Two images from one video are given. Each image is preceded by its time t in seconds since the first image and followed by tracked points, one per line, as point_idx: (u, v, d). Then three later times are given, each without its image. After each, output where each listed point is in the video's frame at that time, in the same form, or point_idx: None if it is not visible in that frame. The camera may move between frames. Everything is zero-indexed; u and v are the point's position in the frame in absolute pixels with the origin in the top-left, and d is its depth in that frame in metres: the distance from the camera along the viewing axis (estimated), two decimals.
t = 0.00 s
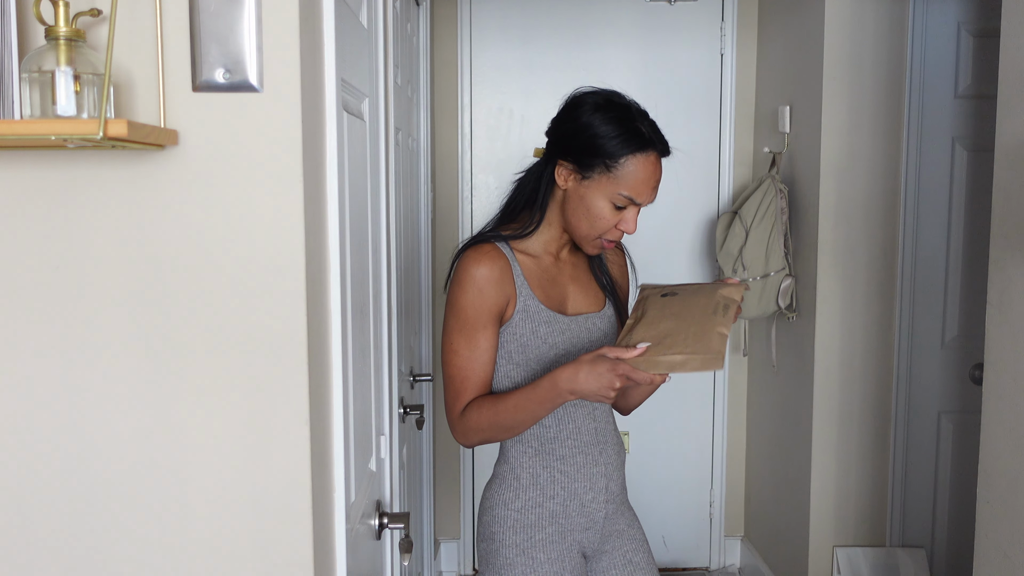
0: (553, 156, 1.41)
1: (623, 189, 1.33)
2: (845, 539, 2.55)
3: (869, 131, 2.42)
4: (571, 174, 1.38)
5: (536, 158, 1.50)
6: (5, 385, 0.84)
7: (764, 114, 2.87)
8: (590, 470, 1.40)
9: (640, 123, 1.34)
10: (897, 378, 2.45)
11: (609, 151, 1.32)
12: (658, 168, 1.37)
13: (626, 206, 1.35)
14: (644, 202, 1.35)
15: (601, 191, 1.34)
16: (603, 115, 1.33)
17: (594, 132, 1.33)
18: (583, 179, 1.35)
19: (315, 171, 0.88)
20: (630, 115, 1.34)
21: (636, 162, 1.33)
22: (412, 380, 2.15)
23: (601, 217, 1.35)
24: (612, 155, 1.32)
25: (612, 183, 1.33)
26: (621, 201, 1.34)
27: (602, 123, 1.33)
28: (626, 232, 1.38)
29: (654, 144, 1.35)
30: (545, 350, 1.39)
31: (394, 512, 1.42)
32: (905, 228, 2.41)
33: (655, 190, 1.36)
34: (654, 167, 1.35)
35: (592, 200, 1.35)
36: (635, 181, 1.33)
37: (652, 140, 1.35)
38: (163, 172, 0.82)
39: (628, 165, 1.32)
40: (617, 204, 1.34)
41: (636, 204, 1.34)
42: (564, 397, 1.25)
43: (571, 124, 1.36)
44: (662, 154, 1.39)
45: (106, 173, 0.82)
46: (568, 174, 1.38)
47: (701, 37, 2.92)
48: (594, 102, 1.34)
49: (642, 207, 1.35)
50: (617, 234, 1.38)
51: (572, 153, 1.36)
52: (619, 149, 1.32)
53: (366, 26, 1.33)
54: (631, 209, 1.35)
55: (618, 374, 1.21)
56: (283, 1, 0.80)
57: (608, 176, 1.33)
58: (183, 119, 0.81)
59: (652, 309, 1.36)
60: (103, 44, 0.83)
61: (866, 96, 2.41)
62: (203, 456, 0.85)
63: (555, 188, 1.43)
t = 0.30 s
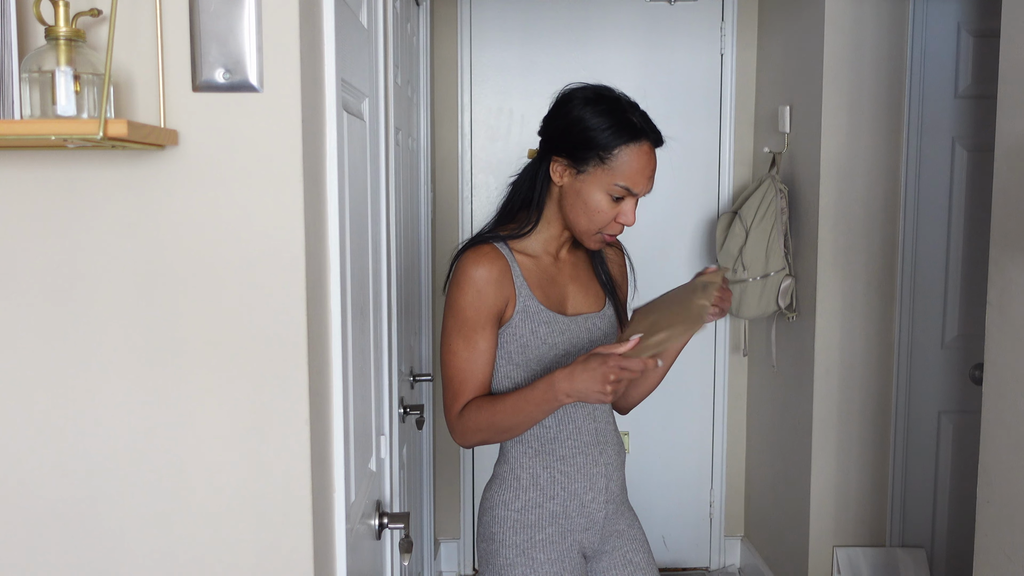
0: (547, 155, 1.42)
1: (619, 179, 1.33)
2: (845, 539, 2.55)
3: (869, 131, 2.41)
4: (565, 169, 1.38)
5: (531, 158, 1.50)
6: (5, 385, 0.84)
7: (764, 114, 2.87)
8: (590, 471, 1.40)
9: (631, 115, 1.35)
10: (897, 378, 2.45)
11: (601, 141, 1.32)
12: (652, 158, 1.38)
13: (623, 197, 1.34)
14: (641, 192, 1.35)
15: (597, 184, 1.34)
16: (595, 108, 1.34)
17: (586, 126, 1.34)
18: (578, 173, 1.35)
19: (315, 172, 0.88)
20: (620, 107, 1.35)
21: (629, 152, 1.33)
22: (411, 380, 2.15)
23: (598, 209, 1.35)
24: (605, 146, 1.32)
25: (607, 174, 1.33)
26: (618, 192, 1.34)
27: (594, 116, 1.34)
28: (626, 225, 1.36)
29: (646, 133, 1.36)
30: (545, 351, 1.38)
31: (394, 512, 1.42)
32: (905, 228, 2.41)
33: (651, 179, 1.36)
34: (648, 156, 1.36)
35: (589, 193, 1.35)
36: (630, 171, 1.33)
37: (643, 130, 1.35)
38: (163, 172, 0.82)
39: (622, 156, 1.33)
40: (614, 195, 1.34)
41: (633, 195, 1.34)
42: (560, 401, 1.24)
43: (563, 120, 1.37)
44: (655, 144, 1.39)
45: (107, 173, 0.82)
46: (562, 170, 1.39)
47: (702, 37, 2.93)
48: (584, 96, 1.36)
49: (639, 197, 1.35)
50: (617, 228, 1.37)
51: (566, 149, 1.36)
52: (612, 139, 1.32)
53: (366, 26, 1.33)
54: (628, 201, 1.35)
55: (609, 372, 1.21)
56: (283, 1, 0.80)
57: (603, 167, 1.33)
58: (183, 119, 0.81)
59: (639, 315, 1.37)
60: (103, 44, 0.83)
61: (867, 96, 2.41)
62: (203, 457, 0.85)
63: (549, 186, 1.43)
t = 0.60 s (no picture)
0: (544, 154, 1.42)
1: (615, 178, 1.33)
2: (845, 539, 2.55)
3: (870, 131, 2.41)
4: (562, 168, 1.38)
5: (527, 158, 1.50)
6: (5, 385, 0.84)
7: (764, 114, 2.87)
8: (590, 471, 1.40)
9: (628, 113, 1.35)
10: (897, 379, 2.45)
11: (598, 140, 1.32)
12: (649, 157, 1.37)
13: (619, 196, 1.34)
14: (638, 191, 1.35)
15: (593, 183, 1.34)
16: (592, 107, 1.34)
17: (582, 124, 1.34)
18: (574, 172, 1.35)
19: (315, 172, 0.88)
20: (618, 106, 1.35)
21: (626, 151, 1.33)
22: (411, 380, 2.15)
23: (594, 209, 1.35)
24: (601, 144, 1.32)
25: (604, 173, 1.33)
26: (614, 191, 1.34)
27: (592, 114, 1.33)
28: (622, 225, 1.36)
29: (644, 133, 1.35)
30: (543, 353, 1.38)
31: (394, 512, 1.42)
32: (905, 228, 2.41)
33: (647, 178, 1.36)
34: (645, 155, 1.36)
35: (584, 192, 1.35)
36: (626, 171, 1.33)
37: (641, 130, 1.35)
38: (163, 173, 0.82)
39: (618, 154, 1.33)
40: (610, 194, 1.34)
41: (630, 194, 1.34)
42: (554, 391, 1.24)
43: (560, 119, 1.37)
44: (653, 145, 1.39)
45: (106, 173, 0.82)
46: (559, 169, 1.39)
47: (702, 37, 2.93)
48: (582, 95, 1.36)
49: (636, 197, 1.35)
50: (613, 227, 1.36)
51: (563, 147, 1.36)
52: (609, 138, 1.32)
53: (366, 26, 1.33)
54: (624, 200, 1.34)
55: (598, 351, 1.21)
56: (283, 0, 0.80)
57: (599, 166, 1.33)
58: (184, 119, 0.81)
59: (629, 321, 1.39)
60: (103, 44, 0.83)
61: (867, 96, 2.41)
62: (203, 457, 0.85)
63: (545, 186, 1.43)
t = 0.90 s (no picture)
0: (537, 150, 1.43)
1: (603, 163, 1.32)
2: (845, 539, 2.55)
3: (869, 131, 2.42)
4: (553, 160, 1.39)
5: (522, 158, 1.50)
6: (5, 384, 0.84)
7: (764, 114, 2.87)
8: (590, 471, 1.40)
9: (616, 100, 1.35)
10: (897, 379, 2.45)
11: (587, 127, 1.33)
12: (641, 143, 1.36)
13: (609, 182, 1.33)
14: (628, 177, 1.33)
15: (582, 171, 1.34)
16: (582, 95, 1.35)
17: (570, 114, 1.35)
18: (564, 163, 1.36)
19: (315, 172, 0.88)
20: (606, 94, 1.35)
21: (613, 136, 1.33)
22: (411, 380, 2.15)
23: (584, 197, 1.34)
24: (588, 131, 1.33)
25: (591, 160, 1.33)
26: (604, 177, 1.33)
27: (581, 102, 1.34)
28: (615, 213, 1.35)
29: (633, 119, 1.35)
30: (543, 355, 1.38)
31: (394, 512, 1.42)
32: (905, 228, 2.41)
33: (638, 166, 1.34)
34: (635, 141, 1.34)
35: (574, 182, 1.35)
36: (614, 155, 1.32)
37: (629, 115, 1.34)
38: (164, 172, 0.82)
39: (605, 139, 1.32)
40: (600, 181, 1.33)
41: (619, 179, 1.33)
42: (551, 396, 1.24)
43: (550, 113, 1.39)
44: (645, 132, 1.38)
45: (106, 173, 0.82)
46: (550, 162, 1.40)
47: (701, 37, 2.93)
48: (571, 86, 1.37)
49: (626, 182, 1.33)
50: (606, 217, 1.35)
51: (556, 138, 1.37)
52: (597, 124, 1.32)
53: (366, 26, 1.33)
54: (614, 186, 1.33)
55: (596, 360, 1.20)
56: None
57: (586, 153, 1.33)
58: (184, 119, 0.81)
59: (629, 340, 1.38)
60: (103, 44, 0.83)
61: (867, 96, 2.41)
62: (204, 456, 0.85)
63: (542, 183, 1.43)
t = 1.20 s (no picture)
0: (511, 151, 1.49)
1: (557, 133, 1.36)
2: (845, 539, 2.55)
3: (869, 131, 2.42)
4: (522, 153, 1.44)
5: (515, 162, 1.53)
6: (5, 383, 0.84)
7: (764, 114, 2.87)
8: (590, 471, 1.40)
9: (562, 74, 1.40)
10: (897, 378, 2.45)
11: (540, 105, 1.39)
12: (597, 106, 1.39)
13: (570, 150, 1.36)
14: (586, 138, 1.36)
15: (543, 149, 1.38)
16: (533, 80, 1.41)
17: (522, 101, 1.42)
18: (530, 150, 1.41)
19: (315, 172, 0.88)
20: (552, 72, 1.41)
21: (561, 105, 1.38)
22: (411, 380, 2.15)
23: (553, 173, 1.37)
24: (539, 109, 1.39)
25: (547, 134, 1.38)
26: (562, 147, 1.36)
27: (531, 86, 1.41)
28: (588, 179, 1.35)
29: (580, 85, 1.39)
30: (547, 354, 1.38)
31: (394, 512, 1.42)
32: (905, 228, 2.41)
33: (596, 127, 1.36)
34: (587, 105, 1.38)
35: (541, 163, 1.38)
36: (566, 122, 1.36)
37: (576, 82, 1.39)
38: (164, 172, 0.82)
39: (554, 110, 1.38)
40: (561, 152, 1.36)
41: (577, 143, 1.36)
42: (558, 388, 1.24)
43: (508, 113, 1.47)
44: (601, 97, 1.41)
45: (106, 173, 0.82)
46: (522, 156, 1.45)
47: (701, 37, 2.93)
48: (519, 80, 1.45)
49: (585, 144, 1.36)
50: (582, 186, 1.35)
51: (520, 128, 1.43)
52: (547, 100, 1.38)
53: (366, 26, 1.34)
54: (576, 152, 1.36)
55: (605, 348, 1.20)
56: None
57: (542, 130, 1.38)
58: (184, 119, 0.81)
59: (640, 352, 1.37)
60: (103, 44, 0.83)
61: (867, 96, 2.41)
62: (204, 456, 0.85)
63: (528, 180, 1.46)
